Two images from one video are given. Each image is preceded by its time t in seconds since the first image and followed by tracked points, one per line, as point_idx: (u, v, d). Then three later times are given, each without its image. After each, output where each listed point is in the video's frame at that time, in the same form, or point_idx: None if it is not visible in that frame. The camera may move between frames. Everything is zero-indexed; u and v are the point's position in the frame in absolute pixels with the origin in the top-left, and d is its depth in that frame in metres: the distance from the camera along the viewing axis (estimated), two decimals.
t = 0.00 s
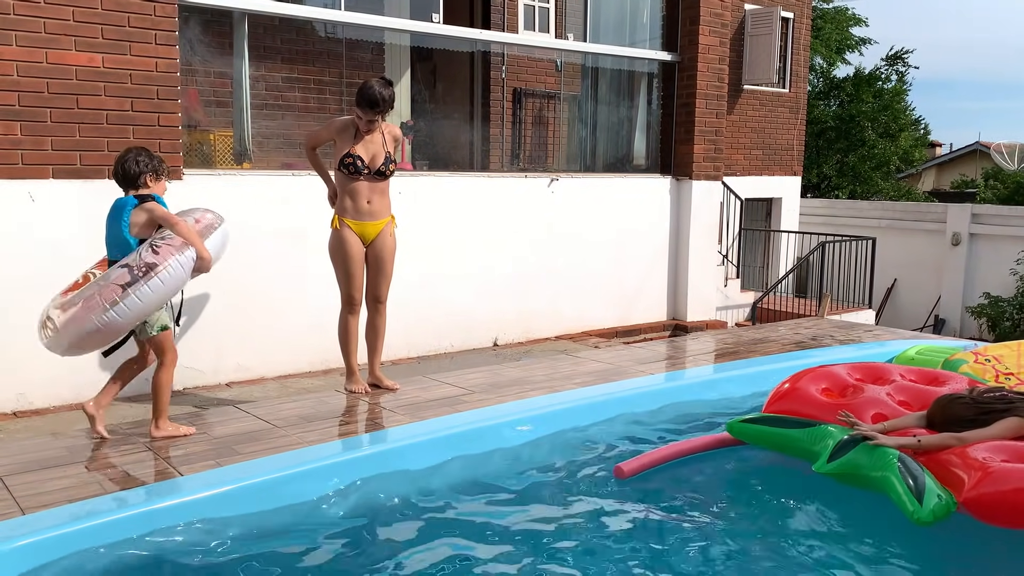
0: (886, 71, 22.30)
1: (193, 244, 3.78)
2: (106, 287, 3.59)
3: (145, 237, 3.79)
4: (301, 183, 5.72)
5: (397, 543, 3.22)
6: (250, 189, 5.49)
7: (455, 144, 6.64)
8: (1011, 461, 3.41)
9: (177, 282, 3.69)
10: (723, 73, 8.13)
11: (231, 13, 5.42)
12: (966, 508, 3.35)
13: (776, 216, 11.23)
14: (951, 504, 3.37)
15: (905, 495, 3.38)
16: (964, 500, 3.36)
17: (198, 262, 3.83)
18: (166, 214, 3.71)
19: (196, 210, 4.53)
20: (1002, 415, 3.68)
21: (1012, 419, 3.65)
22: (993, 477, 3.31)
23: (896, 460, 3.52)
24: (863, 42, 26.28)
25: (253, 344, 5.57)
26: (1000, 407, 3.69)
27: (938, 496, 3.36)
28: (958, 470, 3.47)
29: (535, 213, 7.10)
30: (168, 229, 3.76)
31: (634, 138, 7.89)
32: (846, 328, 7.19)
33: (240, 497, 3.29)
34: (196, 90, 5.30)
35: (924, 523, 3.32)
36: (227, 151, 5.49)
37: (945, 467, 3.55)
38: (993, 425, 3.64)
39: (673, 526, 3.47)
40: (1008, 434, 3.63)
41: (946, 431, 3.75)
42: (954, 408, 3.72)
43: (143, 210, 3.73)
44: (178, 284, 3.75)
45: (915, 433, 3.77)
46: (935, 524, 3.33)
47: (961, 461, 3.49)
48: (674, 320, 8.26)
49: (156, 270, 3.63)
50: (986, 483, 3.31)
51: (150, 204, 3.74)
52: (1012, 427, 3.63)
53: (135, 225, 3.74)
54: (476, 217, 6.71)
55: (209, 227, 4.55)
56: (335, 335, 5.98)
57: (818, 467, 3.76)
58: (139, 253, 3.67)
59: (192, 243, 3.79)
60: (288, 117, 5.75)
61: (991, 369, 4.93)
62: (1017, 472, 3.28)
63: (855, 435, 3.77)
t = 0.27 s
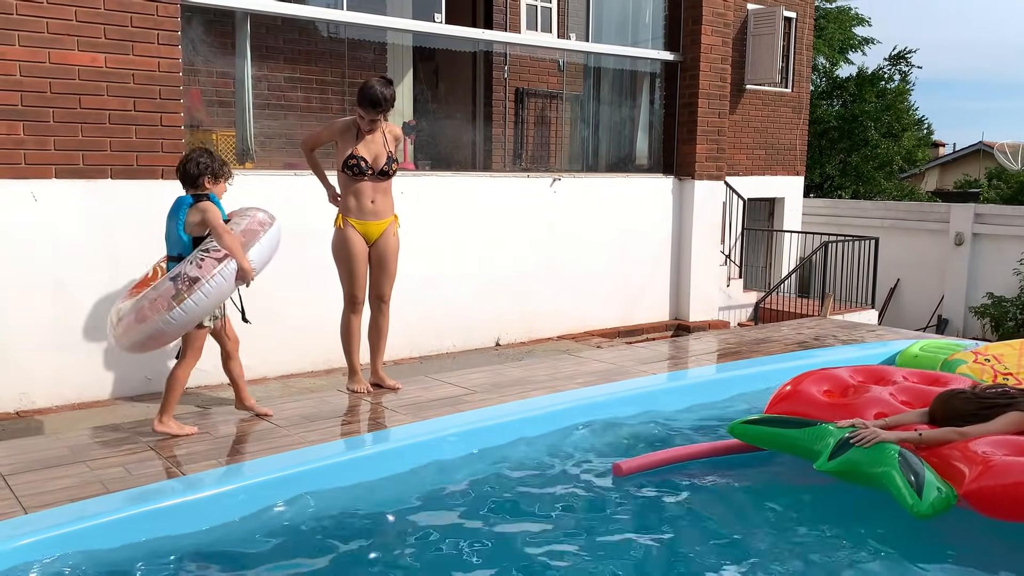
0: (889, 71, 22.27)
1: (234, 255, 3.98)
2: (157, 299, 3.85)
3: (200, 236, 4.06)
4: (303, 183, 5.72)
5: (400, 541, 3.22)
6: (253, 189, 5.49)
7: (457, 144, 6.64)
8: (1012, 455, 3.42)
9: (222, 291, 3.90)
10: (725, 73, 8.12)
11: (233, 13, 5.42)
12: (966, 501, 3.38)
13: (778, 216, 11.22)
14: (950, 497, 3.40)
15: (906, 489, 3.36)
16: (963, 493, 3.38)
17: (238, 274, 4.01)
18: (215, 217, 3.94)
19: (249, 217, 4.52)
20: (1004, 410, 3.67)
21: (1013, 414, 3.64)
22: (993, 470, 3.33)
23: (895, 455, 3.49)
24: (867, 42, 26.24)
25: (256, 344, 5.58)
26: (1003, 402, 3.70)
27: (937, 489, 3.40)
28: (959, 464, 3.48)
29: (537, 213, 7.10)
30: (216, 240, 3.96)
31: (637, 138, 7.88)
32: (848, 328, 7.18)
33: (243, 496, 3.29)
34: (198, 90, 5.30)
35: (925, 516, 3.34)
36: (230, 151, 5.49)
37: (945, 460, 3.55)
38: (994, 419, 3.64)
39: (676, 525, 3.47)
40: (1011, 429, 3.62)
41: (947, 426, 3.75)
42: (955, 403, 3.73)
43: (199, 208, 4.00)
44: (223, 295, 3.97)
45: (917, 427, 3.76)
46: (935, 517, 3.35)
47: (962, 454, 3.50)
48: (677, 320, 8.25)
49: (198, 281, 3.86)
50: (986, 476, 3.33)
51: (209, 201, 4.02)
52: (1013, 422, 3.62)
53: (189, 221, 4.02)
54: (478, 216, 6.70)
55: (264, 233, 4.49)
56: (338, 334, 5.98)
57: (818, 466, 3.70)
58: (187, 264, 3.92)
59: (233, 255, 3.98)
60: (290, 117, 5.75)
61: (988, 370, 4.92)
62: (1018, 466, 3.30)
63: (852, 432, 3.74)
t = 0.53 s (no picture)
0: (891, 71, 22.24)
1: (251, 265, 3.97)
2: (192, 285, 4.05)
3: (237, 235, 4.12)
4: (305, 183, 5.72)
5: (402, 540, 3.21)
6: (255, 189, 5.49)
7: (459, 143, 6.63)
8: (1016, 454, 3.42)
9: (232, 302, 3.95)
10: (727, 73, 8.11)
11: (236, 13, 5.42)
12: (971, 499, 3.37)
13: (780, 216, 11.21)
14: (956, 495, 3.39)
15: (911, 487, 3.38)
16: (968, 492, 3.38)
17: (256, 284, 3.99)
18: (244, 224, 3.98)
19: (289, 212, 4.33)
20: (1005, 410, 3.66)
21: (1015, 413, 3.63)
22: (999, 469, 3.33)
23: (900, 454, 3.52)
24: (869, 42, 26.21)
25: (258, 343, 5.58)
26: (1003, 402, 3.68)
27: (943, 487, 3.39)
28: (963, 463, 3.48)
29: (539, 213, 7.10)
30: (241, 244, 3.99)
31: (639, 138, 7.88)
32: (851, 328, 7.17)
33: (245, 495, 3.29)
34: (200, 90, 5.30)
35: (931, 514, 3.33)
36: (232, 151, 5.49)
37: (949, 461, 3.55)
38: (996, 419, 3.63)
39: (677, 523, 3.46)
40: (1013, 428, 3.61)
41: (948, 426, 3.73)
42: (957, 405, 3.70)
43: (235, 209, 4.06)
44: (242, 300, 4.01)
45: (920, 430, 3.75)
46: (942, 515, 3.35)
47: (966, 454, 3.49)
48: (678, 320, 8.25)
49: (216, 285, 3.95)
50: (991, 474, 3.33)
51: (245, 203, 4.06)
52: (1014, 421, 3.61)
53: (227, 219, 4.08)
54: (480, 215, 6.70)
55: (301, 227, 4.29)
56: (340, 334, 5.98)
57: (822, 465, 3.72)
58: (220, 259, 4.04)
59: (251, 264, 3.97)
60: (292, 117, 5.75)
61: (989, 368, 4.91)
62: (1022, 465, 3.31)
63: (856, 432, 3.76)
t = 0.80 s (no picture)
0: (893, 71, 22.23)
1: (273, 269, 3.93)
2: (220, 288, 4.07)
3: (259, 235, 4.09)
4: (306, 183, 5.72)
5: (401, 539, 3.21)
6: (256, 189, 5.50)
7: (460, 143, 6.63)
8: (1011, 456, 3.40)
9: (259, 305, 3.94)
10: (729, 72, 8.11)
11: (237, 13, 5.42)
12: (963, 502, 3.36)
13: (782, 216, 11.20)
14: (948, 498, 3.37)
15: (904, 489, 3.37)
16: (960, 495, 3.37)
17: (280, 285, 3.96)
18: (264, 225, 3.92)
19: (311, 208, 4.28)
20: (1002, 412, 3.65)
21: (1012, 415, 3.62)
22: (991, 472, 3.31)
23: (895, 456, 3.51)
24: (872, 42, 26.19)
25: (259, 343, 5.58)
26: (1000, 405, 3.67)
27: (936, 490, 3.37)
28: (957, 465, 3.46)
29: (540, 212, 7.09)
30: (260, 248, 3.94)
31: (640, 137, 7.87)
32: (852, 328, 7.16)
33: (245, 493, 3.28)
34: (202, 89, 5.31)
35: (923, 517, 3.32)
36: (233, 151, 5.50)
37: (944, 463, 3.54)
38: (993, 421, 3.61)
39: (678, 522, 3.45)
40: (1009, 431, 3.60)
41: (945, 427, 3.72)
42: (954, 405, 3.69)
43: (257, 208, 4.00)
44: (269, 302, 3.98)
45: (916, 430, 3.75)
46: (934, 518, 3.33)
47: (961, 457, 3.48)
48: (680, 319, 8.25)
49: (240, 289, 3.93)
50: (983, 478, 3.31)
51: (264, 203, 3.99)
52: (1011, 424, 3.60)
53: (248, 220, 4.04)
54: (482, 214, 6.70)
55: (321, 225, 4.21)
56: (341, 333, 5.98)
57: (818, 465, 3.75)
58: (245, 261, 4.03)
59: (272, 267, 3.92)
60: (294, 117, 5.75)
61: (989, 369, 4.90)
62: (1015, 468, 3.29)
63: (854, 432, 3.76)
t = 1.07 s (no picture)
0: (894, 71, 22.21)
1: (293, 266, 3.93)
2: (235, 295, 4.04)
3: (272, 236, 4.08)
4: (306, 183, 5.73)
5: (399, 538, 3.21)
6: (256, 188, 5.50)
7: (460, 143, 6.63)
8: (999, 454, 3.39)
9: (282, 304, 3.92)
10: (729, 72, 8.11)
11: (237, 13, 5.43)
12: (946, 498, 3.36)
13: (783, 216, 11.20)
14: (931, 493, 3.36)
15: (887, 482, 3.38)
16: (944, 491, 3.37)
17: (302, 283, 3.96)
18: (280, 225, 3.92)
19: (317, 212, 4.26)
20: (996, 409, 3.63)
21: (1006, 412, 3.60)
22: (975, 469, 3.30)
23: (883, 450, 3.52)
24: (873, 41, 26.18)
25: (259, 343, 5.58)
26: (995, 401, 3.65)
27: (919, 484, 3.36)
28: (945, 462, 3.47)
29: (541, 212, 7.10)
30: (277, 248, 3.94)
31: (641, 137, 7.88)
32: (852, 327, 7.16)
33: (246, 493, 3.29)
34: (202, 90, 5.31)
35: (904, 511, 3.31)
36: (233, 150, 5.50)
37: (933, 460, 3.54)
38: (986, 418, 3.60)
39: (677, 521, 3.45)
40: (1001, 429, 3.58)
41: (937, 422, 3.71)
42: (948, 401, 3.68)
43: (269, 211, 3.99)
44: (292, 298, 3.98)
45: (908, 424, 3.75)
46: (914, 512, 3.33)
47: (949, 453, 3.48)
48: (680, 319, 8.25)
49: (262, 292, 3.91)
50: (967, 474, 3.30)
51: (278, 206, 3.98)
52: (1004, 421, 3.58)
53: (261, 223, 4.04)
54: (482, 214, 6.71)
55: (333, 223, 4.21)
56: (341, 333, 5.99)
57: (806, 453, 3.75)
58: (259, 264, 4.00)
59: (291, 264, 3.92)
60: (294, 116, 5.76)
61: (986, 366, 4.90)
62: (1000, 465, 3.26)
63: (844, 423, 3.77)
